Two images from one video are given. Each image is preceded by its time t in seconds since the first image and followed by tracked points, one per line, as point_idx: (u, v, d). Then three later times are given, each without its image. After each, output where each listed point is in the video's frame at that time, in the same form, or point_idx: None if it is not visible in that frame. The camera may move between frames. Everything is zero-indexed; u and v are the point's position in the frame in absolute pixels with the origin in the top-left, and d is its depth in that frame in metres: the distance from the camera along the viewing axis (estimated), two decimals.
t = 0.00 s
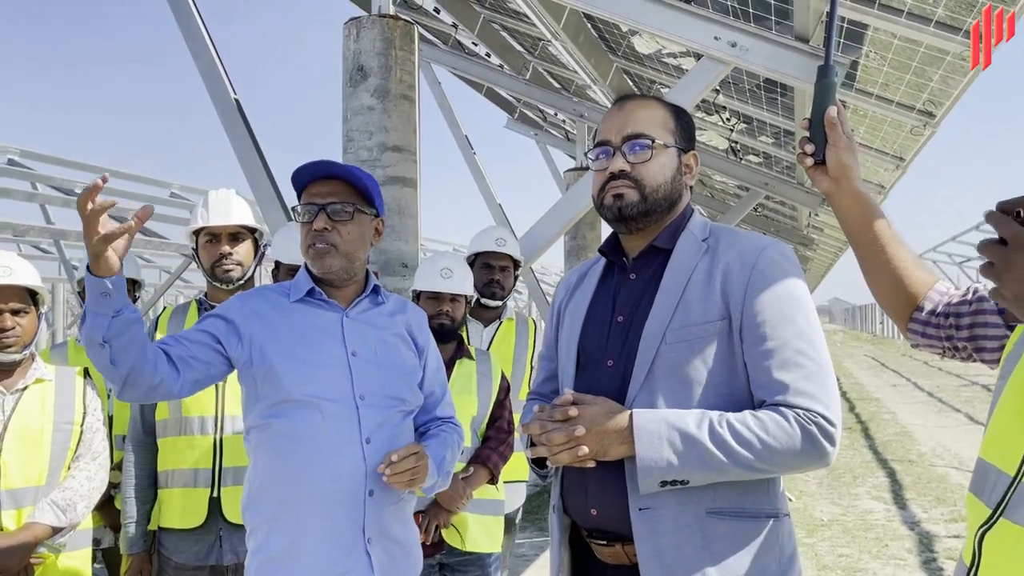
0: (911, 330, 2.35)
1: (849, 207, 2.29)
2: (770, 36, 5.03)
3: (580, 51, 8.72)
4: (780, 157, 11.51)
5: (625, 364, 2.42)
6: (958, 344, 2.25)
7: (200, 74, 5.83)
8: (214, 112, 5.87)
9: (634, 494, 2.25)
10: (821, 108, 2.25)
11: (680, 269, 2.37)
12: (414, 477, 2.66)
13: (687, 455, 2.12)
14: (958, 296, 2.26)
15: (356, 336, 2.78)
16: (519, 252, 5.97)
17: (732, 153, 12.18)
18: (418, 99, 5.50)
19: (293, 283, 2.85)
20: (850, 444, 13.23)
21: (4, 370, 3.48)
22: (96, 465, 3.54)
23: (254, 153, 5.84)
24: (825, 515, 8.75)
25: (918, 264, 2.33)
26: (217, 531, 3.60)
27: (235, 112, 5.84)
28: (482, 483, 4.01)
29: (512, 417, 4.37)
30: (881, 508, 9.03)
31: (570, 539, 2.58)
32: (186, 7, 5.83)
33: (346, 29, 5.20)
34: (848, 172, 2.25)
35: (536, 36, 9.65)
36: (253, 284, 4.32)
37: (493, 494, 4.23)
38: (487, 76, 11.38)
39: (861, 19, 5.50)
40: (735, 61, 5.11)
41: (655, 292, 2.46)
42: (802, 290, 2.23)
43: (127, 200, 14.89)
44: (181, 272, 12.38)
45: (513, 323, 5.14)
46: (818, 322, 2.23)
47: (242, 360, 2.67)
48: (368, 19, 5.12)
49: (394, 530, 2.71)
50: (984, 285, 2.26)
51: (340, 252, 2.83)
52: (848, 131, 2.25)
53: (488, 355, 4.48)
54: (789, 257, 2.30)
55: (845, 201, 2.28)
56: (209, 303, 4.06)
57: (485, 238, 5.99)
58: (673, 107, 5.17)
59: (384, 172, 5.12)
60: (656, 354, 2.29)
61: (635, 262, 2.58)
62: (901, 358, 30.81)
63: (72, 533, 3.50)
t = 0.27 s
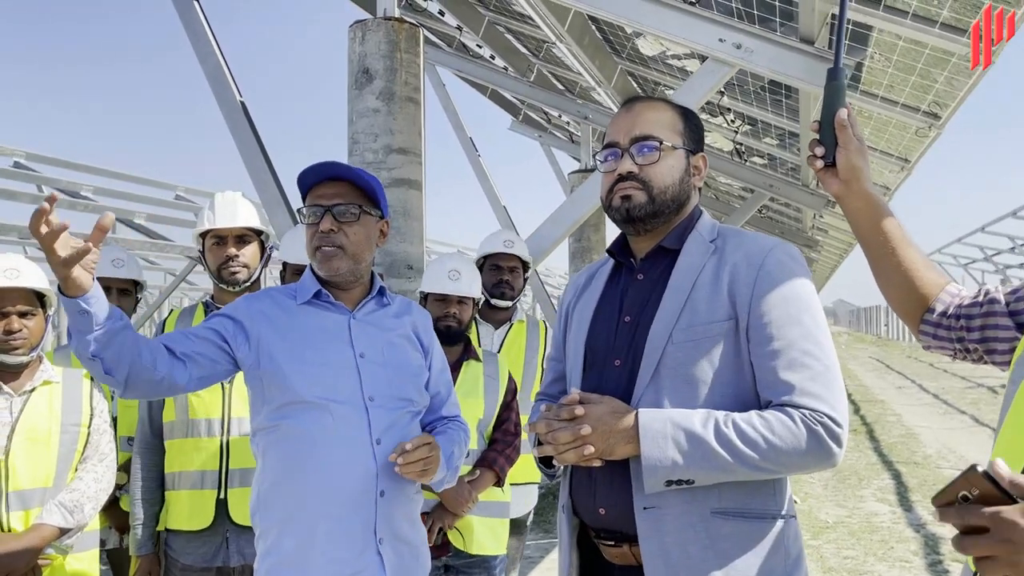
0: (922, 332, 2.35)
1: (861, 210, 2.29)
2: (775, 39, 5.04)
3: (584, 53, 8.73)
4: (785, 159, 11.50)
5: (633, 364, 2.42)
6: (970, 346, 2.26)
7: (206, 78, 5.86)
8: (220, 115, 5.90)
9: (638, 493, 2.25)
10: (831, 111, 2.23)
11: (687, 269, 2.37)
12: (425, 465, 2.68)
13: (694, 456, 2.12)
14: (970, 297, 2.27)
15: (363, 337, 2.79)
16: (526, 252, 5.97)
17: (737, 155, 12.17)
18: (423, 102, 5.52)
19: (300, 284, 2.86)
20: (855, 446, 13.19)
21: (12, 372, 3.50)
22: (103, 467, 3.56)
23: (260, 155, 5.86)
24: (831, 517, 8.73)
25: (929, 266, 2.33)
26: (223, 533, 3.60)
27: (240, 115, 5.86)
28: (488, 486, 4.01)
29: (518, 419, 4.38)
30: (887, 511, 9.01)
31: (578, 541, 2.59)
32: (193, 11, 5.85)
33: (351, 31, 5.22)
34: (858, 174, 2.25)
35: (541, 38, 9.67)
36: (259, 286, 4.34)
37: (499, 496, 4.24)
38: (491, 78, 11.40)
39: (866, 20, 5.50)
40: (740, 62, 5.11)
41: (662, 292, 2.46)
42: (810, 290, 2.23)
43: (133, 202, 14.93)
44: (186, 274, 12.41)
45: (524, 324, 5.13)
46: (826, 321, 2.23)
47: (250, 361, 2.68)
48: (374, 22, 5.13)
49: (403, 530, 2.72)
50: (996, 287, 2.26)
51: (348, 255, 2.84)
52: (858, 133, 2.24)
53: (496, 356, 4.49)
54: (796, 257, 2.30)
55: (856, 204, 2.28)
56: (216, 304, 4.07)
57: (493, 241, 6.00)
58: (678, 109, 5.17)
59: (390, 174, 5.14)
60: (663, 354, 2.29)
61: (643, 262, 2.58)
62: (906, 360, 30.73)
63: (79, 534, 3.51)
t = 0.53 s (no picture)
0: (927, 336, 2.33)
1: (865, 212, 2.29)
2: (780, 40, 5.04)
3: (588, 55, 8.74)
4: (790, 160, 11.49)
5: (640, 366, 2.42)
6: (975, 349, 2.23)
7: (211, 80, 5.87)
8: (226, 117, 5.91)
9: (647, 495, 2.26)
10: (836, 113, 2.24)
11: (695, 271, 2.37)
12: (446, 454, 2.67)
13: (705, 460, 2.12)
14: (975, 301, 2.25)
15: (370, 340, 2.79)
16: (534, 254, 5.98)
17: (741, 156, 12.16)
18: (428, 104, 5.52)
19: (307, 285, 2.87)
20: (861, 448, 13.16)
21: (20, 374, 3.53)
22: (109, 469, 3.59)
23: (265, 158, 5.88)
24: (836, 519, 8.71)
25: (934, 269, 2.33)
26: (229, 535, 3.62)
27: (246, 117, 5.88)
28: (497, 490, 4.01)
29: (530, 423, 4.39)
30: (892, 513, 8.98)
31: (584, 541, 2.59)
32: (198, 14, 5.87)
33: (356, 34, 5.23)
34: (863, 176, 2.25)
35: (545, 40, 9.67)
36: (266, 288, 4.35)
37: (508, 500, 4.24)
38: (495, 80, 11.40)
39: (871, 21, 5.50)
40: (745, 64, 5.11)
41: (669, 294, 2.46)
42: (819, 292, 2.23)
43: (137, 204, 14.98)
44: (191, 277, 12.44)
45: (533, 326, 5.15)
46: (835, 323, 2.23)
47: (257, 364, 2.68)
48: (379, 24, 5.15)
49: (410, 533, 2.72)
50: (1001, 289, 2.23)
51: (355, 257, 2.85)
52: (863, 136, 2.24)
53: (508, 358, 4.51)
54: (805, 260, 2.30)
55: (859, 206, 2.29)
56: (222, 306, 4.08)
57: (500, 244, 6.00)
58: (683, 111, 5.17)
59: (395, 176, 5.15)
60: (671, 355, 2.30)
61: (650, 263, 2.58)
62: (911, 361, 30.66)
63: (86, 536, 3.52)
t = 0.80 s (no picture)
0: (928, 339, 2.33)
1: (866, 215, 2.29)
2: (784, 41, 5.03)
3: (592, 57, 8.75)
4: (794, 162, 11.47)
5: (644, 368, 2.42)
6: (977, 353, 2.22)
7: (216, 83, 5.89)
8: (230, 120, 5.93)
9: (654, 498, 2.26)
10: (838, 116, 2.23)
11: (701, 273, 2.36)
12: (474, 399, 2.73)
13: (712, 462, 2.12)
14: (976, 304, 2.25)
15: (375, 342, 2.80)
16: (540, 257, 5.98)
17: (746, 158, 12.15)
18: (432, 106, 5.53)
19: (311, 287, 2.87)
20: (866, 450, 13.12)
21: (26, 376, 3.54)
22: (114, 471, 3.61)
23: (270, 160, 5.89)
24: (842, 521, 8.68)
25: (936, 272, 2.32)
26: (235, 537, 3.61)
27: (250, 120, 5.89)
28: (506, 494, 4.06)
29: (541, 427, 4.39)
30: (898, 514, 8.95)
31: (590, 542, 2.58)
32: (203, 17, 5.89)
33: (360, 36, 5.23)
34: (864, 179, 2.23)
35: (549, 42, 9.67)
36: (271, 291, 4.36)
37: (518, 503, 4.21)
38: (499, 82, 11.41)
39: (876, 22, 5.49)
40: (750, 65, 5.10)
41: (675, 296, 2.46)
42: (828, 295, 2.22)
43: (143, 207, 15.02)
44: (195, 279, 12.47)
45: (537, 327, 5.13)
46: (843, 325, 2.22)
47: (262, 366, 2.69)
48: (383, 26, 5.15)
49: (414, 535, 2.72)
50: (1003, 292, 2.23)
51: (361, 260, 2.85)
52: (865, 139, 2.23)
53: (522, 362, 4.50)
54: (812, 262, 2.29)
55: (860, 209, 2.28)
56: (227, 309, 4.09)
57: (507, 246, 5.99)
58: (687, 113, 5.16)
59: (399, 178, 5.15)
60: (676, 357, 2.29)
61: (655, 264, 2.58)
62: (916, 363, 30.56)
63: (91, 537, 3.53)
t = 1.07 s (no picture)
0: (931, 341, 2.31)
1: (867, 218, 2.27)
2: (787, 41, 5.01)
3: (596, 57, 8.74)
4: (799, 162, 11.44)
5: (646, 369, 2.40)
6: (980, 354, 2.22)
7: (219, 85, 5.89)
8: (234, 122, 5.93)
9: (655, 498, 2.25)
10: (840, 118, 2.20)
11: (705, 272, 2.35)
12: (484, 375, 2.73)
13: (715, 465, 2.10)
14: (978, 306, 2.24)
15: (375, 343, 2.79)
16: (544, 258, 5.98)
17: (749, 158, 12.12)
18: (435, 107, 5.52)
19: (312, 287, 2.86)
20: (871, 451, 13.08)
21: (28, 378, 3.54)
22: (117, 473, 3.59)
23: (273, 161, 5.89)
24: (847, 522, 8.65)
25: (938, 274, 2.30)
26: (237, 539, 3.61)
27: (253, 121, 5.89)
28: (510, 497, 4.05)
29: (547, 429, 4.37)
30: (904, 516, 8.91)
31: (592, 544, 2.57)
32: (206, 19, 5.90)
33: (363, 37, 5.23)
34: (865, 182, 2.21)
35: (552, 43, 9.66)
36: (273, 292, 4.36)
37: (521, 506, 4.21)
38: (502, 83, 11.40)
39: (880, 22, 5.47)
40: (753, 65, 5.08)
41: (677, 296, 2.44)
42: (831, 296, 2.21)
43: (147, 209, 15.05)
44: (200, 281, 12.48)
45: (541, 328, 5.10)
46: (847, 325, 2.21)
47: (265, 368, 2.69)
48: (386, 27, 5.15)
49: (414, 537, 2.70)
50: (1005, 294, 2.22)
51: (364, 261, 2.85)
52: (867, 141, 2.21)
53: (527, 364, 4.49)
54: (817, 262, 2.28)
55: (862, 212, 2.26)
56: (229, 311, 4.09)
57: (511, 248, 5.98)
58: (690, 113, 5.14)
59: (402, 179, 5.14)
60: (678, 357, 2.28)
61: (657, 262, 2.56)
62: (921, 364, 30.47)
63: (93, 539, 3.53)
